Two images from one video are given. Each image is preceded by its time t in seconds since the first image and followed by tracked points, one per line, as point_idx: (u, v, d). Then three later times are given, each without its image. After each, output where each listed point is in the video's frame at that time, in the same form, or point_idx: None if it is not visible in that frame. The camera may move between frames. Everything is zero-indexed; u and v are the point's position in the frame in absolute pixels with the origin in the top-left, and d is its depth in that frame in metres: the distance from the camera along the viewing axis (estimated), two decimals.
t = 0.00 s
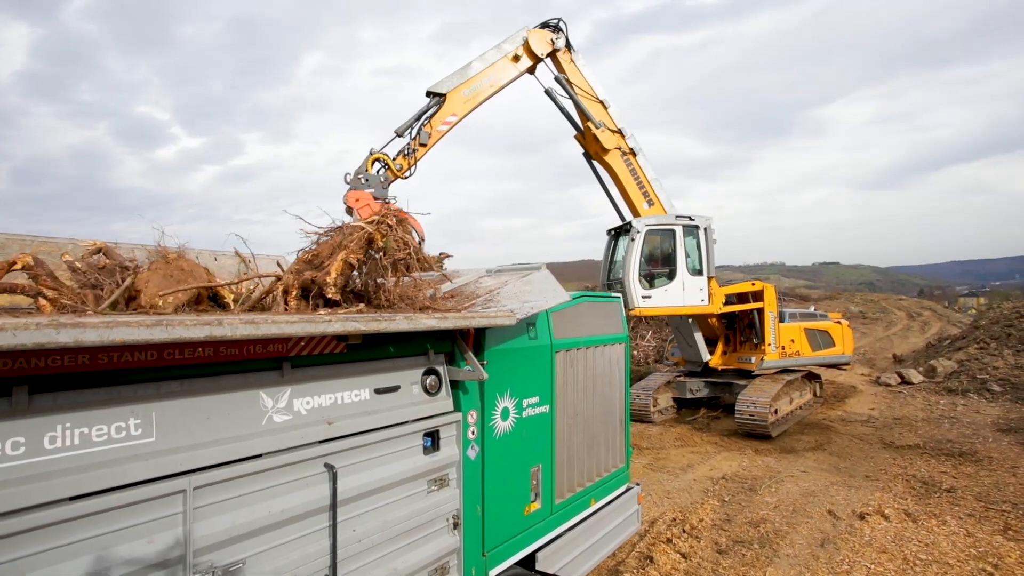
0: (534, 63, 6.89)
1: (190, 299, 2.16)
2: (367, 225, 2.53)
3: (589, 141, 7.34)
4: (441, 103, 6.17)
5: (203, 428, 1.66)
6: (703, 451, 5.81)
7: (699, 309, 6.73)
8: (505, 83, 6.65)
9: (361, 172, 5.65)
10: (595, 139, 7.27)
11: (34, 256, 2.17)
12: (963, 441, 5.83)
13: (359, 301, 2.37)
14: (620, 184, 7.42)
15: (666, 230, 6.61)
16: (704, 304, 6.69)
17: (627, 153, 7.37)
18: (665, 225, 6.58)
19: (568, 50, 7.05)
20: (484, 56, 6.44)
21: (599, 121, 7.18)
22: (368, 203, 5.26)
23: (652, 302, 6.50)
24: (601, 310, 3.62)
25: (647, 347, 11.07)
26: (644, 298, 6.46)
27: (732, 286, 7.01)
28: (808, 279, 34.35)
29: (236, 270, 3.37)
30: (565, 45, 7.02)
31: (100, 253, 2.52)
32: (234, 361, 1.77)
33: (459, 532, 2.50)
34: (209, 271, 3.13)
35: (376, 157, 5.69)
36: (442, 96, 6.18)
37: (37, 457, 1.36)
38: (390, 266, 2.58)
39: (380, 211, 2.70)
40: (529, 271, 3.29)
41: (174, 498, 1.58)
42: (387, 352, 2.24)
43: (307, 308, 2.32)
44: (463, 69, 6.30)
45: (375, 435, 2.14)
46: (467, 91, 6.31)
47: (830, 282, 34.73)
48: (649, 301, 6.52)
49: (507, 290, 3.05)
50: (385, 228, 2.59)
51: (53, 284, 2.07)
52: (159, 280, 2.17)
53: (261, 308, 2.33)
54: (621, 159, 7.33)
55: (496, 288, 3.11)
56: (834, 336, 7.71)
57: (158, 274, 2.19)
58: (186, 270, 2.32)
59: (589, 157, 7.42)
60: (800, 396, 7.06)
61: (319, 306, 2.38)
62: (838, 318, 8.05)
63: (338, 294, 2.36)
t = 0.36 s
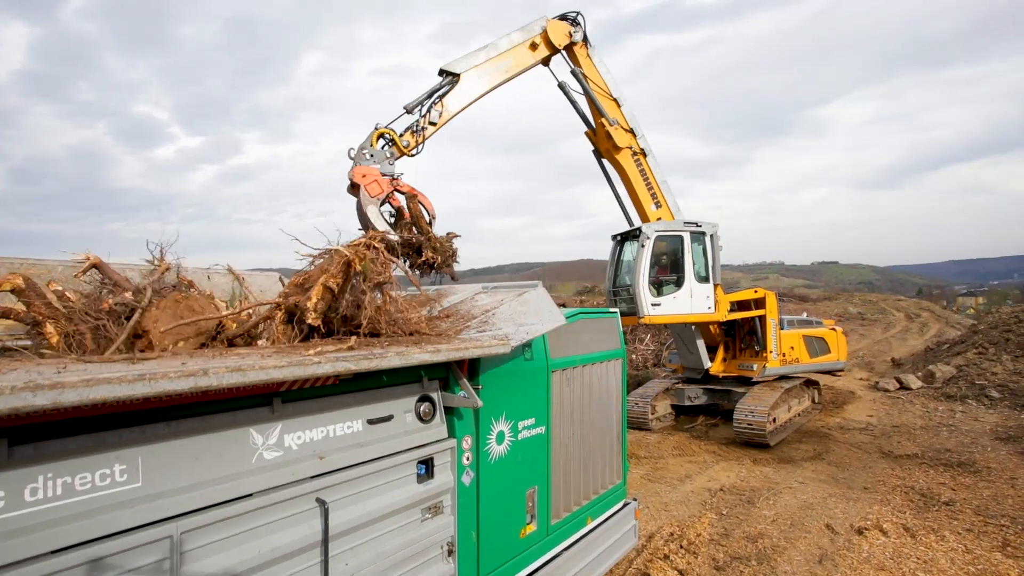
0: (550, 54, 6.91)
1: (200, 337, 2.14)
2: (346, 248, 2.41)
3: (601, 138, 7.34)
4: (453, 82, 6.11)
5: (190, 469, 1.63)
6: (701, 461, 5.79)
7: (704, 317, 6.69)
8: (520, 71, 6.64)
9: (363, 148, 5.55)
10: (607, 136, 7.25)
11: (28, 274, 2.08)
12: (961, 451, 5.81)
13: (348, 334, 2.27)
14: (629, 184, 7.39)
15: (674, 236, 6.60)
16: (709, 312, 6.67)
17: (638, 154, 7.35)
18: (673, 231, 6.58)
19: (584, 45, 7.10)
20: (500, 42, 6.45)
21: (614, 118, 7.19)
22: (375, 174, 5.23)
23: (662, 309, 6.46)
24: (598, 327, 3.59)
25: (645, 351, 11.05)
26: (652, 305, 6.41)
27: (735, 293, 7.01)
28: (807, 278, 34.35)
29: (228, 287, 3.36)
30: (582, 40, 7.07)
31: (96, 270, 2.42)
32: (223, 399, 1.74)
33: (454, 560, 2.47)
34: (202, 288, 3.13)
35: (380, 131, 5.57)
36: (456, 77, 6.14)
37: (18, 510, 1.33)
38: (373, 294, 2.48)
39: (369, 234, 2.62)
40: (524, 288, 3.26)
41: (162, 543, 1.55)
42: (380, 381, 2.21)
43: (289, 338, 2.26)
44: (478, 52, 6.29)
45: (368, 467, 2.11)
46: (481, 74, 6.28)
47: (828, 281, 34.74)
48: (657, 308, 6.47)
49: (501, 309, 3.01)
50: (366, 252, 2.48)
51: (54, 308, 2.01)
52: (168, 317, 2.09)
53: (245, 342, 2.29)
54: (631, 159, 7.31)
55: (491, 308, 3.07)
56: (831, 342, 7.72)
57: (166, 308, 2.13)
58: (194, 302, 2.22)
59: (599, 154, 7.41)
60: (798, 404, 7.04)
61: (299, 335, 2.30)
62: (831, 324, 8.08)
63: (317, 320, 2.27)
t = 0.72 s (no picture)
0: (562, 50, 6.85)
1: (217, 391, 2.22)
2: (338, 311, 2.35)
3: (610, 141, 7.25)
4: (465, 68, 5.99)
5: (181, 526, 1.61)
6: (699, 475, 5.78)
7: (715, 329, 6.71)
8: (533, 64, 6.60)
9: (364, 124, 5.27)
10: (618, 139, 7.17)
11: (25, 318, 1.99)
12: (960, 465, 5.80)
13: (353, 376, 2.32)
14: (637, 189, 7.33)
15: (686, 246, 6.57)
16: (719, 324, 6.68)
17: (647, 160, 7.28)
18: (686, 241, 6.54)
19: (598, 45, 7.07)
20: (514, 33, 6.39)
21: (626, 121, 7.13)
22: (380, 155, 5.08)
23: (675, 322, 6.41)
24: (595, 350, 3.58)
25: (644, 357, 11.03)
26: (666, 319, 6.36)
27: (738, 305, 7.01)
28: (806, 278, 34.33)
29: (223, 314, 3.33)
30: (595, 40, 7.04)
31: (94, 301, 2.22)
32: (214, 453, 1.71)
33: None
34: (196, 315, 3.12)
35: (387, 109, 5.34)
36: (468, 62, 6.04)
37: None
38: (359, 352, 2.41)
39: (365, 282, 2.63)
40: (521, 315, 3.24)
41: None
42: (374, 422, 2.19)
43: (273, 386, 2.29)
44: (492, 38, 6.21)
45: (362, 510, 2.09)
46: (494, 62, 6.20)
47: (827, 281, 34.72)
48: (671, 321, 6.43)
49: (494, 339, 2.96)
50: (356, 309, 2.44)
51: (57, 361, 2.00)
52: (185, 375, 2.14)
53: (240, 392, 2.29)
54: (640, 165, 7.24)
55: (487, 336, 3.05)
56: (824, 352, 7.78)
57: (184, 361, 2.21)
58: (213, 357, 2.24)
59: (606, 158, 7.33)
60: (797, 415, 7.02)
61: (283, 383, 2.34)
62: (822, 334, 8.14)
63: (300, 376, 2.31)
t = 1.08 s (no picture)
0: (571, 62, 6.90)
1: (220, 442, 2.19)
2: (327, 348, 2.37)
3: (613, 158, 7.19)
4: (475, 68, 6.00)
5: None
6: (697, 500, 5.76)
7: (724, 351, 6.79)
8: (542, 72, 6.61)
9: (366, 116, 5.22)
10: (623, 157, 7.08)
11: (25, 377, 1.94)
12: (958, 489, 5.78)
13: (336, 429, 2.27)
14: (640, 209, 7.22)
15: (698, 268, 6.62)
16: (728, 346, 6.76)
17: (651, 180, 7.20)
18: (698, 262, 6.59)
19: (605, 61, 7.08)
20: (525, 38, 6.42)
21: (632, 138, 7.08)
22: (381, 146, 5.07)
23: (691, 345, 6.45)
24: (589, 384, 3.59)
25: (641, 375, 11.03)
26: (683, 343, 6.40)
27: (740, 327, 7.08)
28: (804, 290, 34.38)
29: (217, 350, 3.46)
30: (602, 56, 7.06)
31: (95, 348, 2.25)
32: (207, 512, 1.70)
33: None
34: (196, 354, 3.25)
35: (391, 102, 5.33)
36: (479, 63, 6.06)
37: None
38: (347, 392, 2.43)
39: (359, 321, 2.69)
40: (516, 350, 3.24)
41: None
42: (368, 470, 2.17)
43: (265, 426, 2.25)
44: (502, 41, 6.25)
45: (356, 560, 2.07)
46: (504, 65, 6.22)
47: (825, 293, 34.77)
48: (688, 344, 6.46)
49: (486, 377, 2.97)
50: (347, 348, 2.48)
51: (58, 419, 1.99)
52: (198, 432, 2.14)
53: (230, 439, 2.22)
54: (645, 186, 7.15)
55: (483, 373, 3.04)
56: (817, 372, 7.84)
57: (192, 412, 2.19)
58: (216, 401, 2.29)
59: (608, 176, 7.23)
60: (794, 437, 7.01)
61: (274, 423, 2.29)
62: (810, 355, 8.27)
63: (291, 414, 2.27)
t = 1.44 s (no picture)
0: (577, 77, 6.89)
1: (213, 488, 2.18)
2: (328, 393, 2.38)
3: (614, 178, 7.17)
4: (485, 72, 6.05)
5: None
6: (692, 526, 5.74)
7: (731, 374, 6.91)
8: (549, 82, 6.63)
9: (373, 104, 5.18)
10: (627, 178, 7.07)
11: (14, 435, 2.07)
12: (954, 514, 5.76)
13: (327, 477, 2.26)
14: (641, 232, 7.23)
15: (707, 291, 6.77)
16: (735, 369, 6.89)
17: (651, 204, 7.18)
18: (707, 286, 6.75)
19: (608, 81, 7.07)
20: (534, 47, 6.48)
21: (636, 161, 7.10)
22: (390, 138, 5.00)
23: (704, 369, 6.57)
24: (581, 417, 3.60)
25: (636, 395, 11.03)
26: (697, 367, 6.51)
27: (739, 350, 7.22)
28: (799, 305, 34.47)
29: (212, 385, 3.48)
30: (604, 75, 7.04)
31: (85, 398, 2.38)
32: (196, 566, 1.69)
33: None
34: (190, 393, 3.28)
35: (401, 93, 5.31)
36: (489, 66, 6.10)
37: None
38: (350, 435, 2.41)
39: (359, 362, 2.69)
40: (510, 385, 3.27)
41: None
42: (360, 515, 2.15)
43: (264, 468, 2.24)
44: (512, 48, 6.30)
45: None
46: (513, 71, 6.25)
47: (820, 308, 34.87)
48: (700, 368, 6.57)
49: (481, 414, 2.97)
50: (349, 392, 2.47)
51: (48, 475, 2.13)
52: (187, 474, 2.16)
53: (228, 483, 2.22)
54: (646, 209, 7.14)
55: (476, 409, 3.05)
56: (804, 394, 7.92)
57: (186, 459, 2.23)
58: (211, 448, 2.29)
59: (609, 197, 7.23)
60: (790, 460, 6.99)
61: (273, 463, 2.28)
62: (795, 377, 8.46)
63: (291, 456, 2.25)
